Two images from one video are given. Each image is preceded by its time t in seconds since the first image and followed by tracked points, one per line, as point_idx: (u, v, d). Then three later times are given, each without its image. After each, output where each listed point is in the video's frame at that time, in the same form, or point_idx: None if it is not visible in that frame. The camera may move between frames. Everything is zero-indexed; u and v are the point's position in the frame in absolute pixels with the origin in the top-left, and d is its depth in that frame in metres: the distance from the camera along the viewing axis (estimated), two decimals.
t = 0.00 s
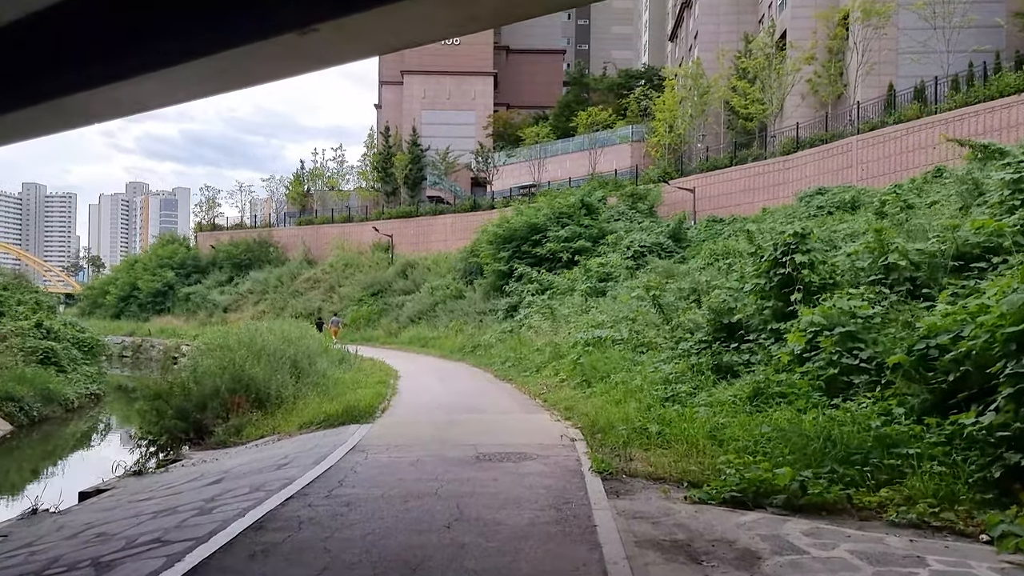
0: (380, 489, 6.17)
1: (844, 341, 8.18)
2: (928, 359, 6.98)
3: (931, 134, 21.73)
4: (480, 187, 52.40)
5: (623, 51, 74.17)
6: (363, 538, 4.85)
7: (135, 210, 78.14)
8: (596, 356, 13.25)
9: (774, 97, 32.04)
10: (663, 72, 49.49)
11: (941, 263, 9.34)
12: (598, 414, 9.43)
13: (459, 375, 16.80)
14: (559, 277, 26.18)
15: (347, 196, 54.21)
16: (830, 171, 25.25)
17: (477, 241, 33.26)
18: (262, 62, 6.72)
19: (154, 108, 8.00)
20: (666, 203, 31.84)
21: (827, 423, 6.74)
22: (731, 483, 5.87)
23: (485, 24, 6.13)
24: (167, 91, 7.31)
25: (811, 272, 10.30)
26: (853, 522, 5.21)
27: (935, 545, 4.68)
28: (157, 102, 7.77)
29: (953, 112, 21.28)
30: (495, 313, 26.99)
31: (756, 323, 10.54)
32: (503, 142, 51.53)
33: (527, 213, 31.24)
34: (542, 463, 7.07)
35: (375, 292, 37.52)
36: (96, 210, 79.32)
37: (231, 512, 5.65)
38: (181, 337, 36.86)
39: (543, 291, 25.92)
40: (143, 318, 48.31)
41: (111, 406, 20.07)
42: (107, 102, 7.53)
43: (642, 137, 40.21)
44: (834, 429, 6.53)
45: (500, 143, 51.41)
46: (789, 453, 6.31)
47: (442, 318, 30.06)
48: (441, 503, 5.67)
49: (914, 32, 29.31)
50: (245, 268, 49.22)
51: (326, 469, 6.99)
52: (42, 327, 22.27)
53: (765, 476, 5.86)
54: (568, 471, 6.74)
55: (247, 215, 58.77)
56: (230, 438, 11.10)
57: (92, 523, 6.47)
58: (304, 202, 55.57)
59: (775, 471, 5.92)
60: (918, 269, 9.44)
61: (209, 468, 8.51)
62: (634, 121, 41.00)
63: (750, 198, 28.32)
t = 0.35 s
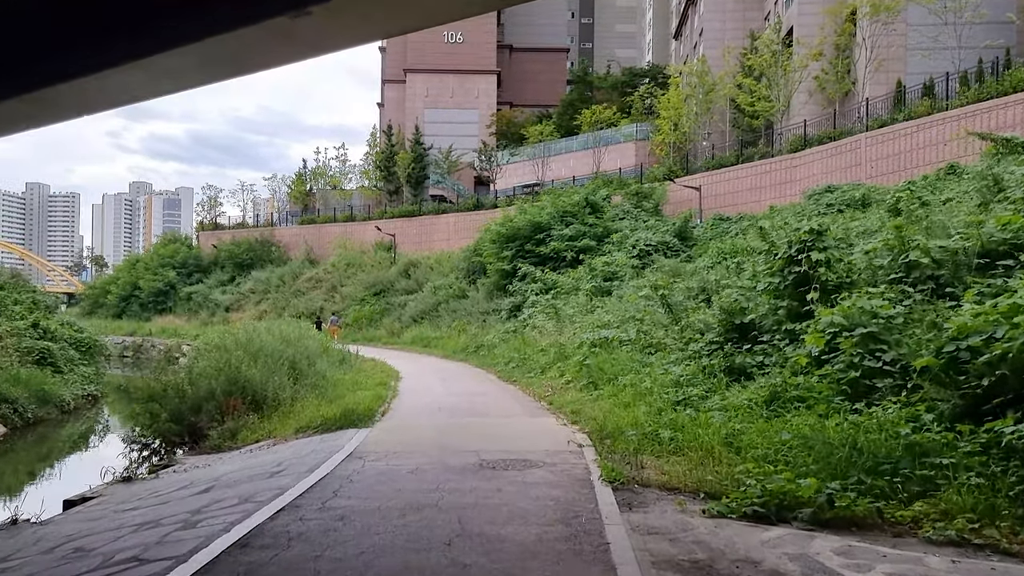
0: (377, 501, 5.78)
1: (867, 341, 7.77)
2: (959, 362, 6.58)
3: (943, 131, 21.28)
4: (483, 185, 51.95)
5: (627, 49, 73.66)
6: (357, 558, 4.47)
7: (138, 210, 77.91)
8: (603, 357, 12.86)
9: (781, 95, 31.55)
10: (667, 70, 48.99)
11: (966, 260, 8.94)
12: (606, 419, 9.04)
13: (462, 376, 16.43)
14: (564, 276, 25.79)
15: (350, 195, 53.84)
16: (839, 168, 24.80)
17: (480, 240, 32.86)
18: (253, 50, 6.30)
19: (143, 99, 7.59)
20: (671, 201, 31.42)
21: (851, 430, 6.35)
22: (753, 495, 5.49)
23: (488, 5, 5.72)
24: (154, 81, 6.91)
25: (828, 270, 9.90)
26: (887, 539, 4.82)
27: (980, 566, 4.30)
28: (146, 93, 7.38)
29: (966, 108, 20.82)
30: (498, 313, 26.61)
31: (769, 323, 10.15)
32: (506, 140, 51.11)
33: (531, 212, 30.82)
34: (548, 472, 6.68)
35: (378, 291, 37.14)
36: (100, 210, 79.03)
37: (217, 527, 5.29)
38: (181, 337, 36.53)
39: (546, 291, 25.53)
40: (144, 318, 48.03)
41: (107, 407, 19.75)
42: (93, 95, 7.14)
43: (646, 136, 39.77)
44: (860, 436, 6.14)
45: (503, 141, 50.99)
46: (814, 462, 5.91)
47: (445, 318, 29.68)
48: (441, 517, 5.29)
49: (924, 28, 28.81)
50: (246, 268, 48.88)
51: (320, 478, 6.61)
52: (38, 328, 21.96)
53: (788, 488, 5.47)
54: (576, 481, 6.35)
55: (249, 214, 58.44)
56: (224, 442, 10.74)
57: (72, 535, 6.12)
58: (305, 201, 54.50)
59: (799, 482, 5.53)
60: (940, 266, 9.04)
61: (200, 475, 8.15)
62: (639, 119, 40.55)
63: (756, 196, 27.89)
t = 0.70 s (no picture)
0: (377, 516, 5.43)
1: (892, 345, 7.37)
2: (994, 369, 6.20)
3: (955, 129, 20.89)
4: (487, 184, 51.12)
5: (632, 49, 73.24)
6: None
7: (141, 209, 77.65)
8: (610, 359, 12.51)
9: (788, 93, 31.10)
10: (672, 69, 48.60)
11: (992, 260, 8.57)
12: (615, 425, 8.69)
13: (465, 378, 16.08)
14: (567, 276, 25.45)
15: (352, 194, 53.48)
16: (847, 167, 24.42)
17: (483, 240, 32.53)
18: (247, 43, 6.01)
19: (136, 90, 7.31)
20: (677, 200, 31.04)
21: (880, 441, 5.97)
22: (779, 511, 5.12)
23: None
24: (147, 74, 6.61)
25: (846, 271, 9.52)
26: (927, 565, 4.45)
27: None
28: (139, 84, 7.08)
29: (978, 106, 20.39)
30: (501, 313, 26.27)
31: (784, 325, 9.77)
32: (509, 139, 50.72)
33: (534, 211, 30.43)
34: (557, 483, 6.33)
35: (379, 292, 36.81)
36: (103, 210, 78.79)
37: (202, 547, 4.94)
38: (182, 337, 36.25)
39: (550, 291, 25.19)
40: (145, 318, 47.79)
41: (104, 408, 19.46)
42: (83, 87, 6.85)
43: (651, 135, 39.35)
44: (889, 447, 5.76)
45: (506, 140, 50.63)
46: (842, 474, 5.54)
47: (447, 319, 29.35)
48: (443, 535, 4.94)
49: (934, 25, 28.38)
50: (248, 268, 48.57)
51: (316, 489, 6.27)
52: (34, 328, 21.67)
53: (814, 505, 5.09)
54: (587, 494, 6.00)
55: (251, 213, 58.15)
56: (219, 448, 10.41)
57: (52, 551, 5.79)
58: (308, 201, 54.18)
59: (827, 499, 5.15)
60: (966, 267, 8.66)
61: (190, 485, 7.78)
62: (644, 117, 40.14)
63: (762, 195, 27.48)
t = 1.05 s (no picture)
0: (366, 526, 5.08)
1: (911, 343, 7.02)
2: (1022, 368, 5.90)
3: (962, 124, 20.52)
4: (487, 182, 50.56)
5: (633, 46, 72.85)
6: None
7: (141, 208, 77.36)
8: (613, 358, 12.14)
9: (790, 89, 30.67)
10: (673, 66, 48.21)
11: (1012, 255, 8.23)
12: (618, 426, 8.34)
13: (464, 378, 15.73)
14: (569, 274, 25.08)
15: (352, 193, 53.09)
16: (852, 163, 24.05)
17: (483, 237, 32.17)
18: (247, 16, 5.95)
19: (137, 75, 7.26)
20: (679, 197, 30.68)
21: (901, 444, 5.63)
22: (798, 521, 4.76)
23: None
24: (147, 53, 6.57)
25: (859, 266, 9.17)
26: None
27: None
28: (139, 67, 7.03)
29: (987, 100, 20.02)
30: (502, 312, 25.90)
31: (793, 322, 9.42)
32: (510, 137, 50.34)
33: (535, 208, 30.07)
34: (559, 490, 5.97)
35: (379, 290, 36.42)
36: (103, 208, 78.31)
37: (177, 560, 4.59)
38: (179, 336, 35.84)
39: (552, 289, 24.83)
40: (144, 317, 47.43)
41: (97, 408, 19.10)
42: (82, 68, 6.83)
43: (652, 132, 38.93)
44: (913, 452, 5.41)
45: (506, 138, 50.24)
46: (864, 481, 5.18)
47: (447, 317, 28.95)
48: (436, 547, 4.59)
49: (939, 19, 27.94)
50: (247, 266, 48.14)
51: (304, 496, 5.92)
52: (27, 327, 21.32)
53: (835, 513, 4.74)
54: (591, 502, 5.64)
55: (251, 211, 57.77)
56: (209, 450, 10.04)
57: (21, 562, 5.44)
58: (309, 199, 53.40)
59: (850, 507, 4.79)
60: (984, 262, 8.32)
61: (174, 490, 7.42)
62: (645, 115, 39.72)
63: (766, 192, 27.09)
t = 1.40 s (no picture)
0: (353, 545, 4.73)
1: (932, 347, 6.64)
2: None
3: (970, 121, 20.15)
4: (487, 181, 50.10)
5: (634, 45, 72.41)
6: None
7: (141, 208, 77.08)
8: (615, 361, 11.78)
9: (791, 87, 30.26)
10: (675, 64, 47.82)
11: None
12: (623, 433, 7.98)
13: (463, 380, 15.37)
14: (570, 273, 24.71)
15: (351, 192, 52.72)
16: (856, 161, 23.66)
17: (483, 236, 31.81)
18: None
19: (124, 60, 7.06)
20: (681, 196, 30.31)
21: (926, 456, 5.27)
22: (820, 541, 4.39)
23: None
24: (134, 35, 6.37)
25: (872, 266, 8.81)
26: None
27: None
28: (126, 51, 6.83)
29: (995, 96, 19.63)
30: (502, 312, 25.53)
31: (803, 323, 9.06)
32: (510, 135, 49.96)
33: (535, 207, 29.69)
34: (561, 504, 5.61)
35: (378, 290, 36.05)
36: (103, 207, 77.84)
37: None
38: (177, 337, 35.46)
39: (553, 288, 24.45)
40: (142, 317, 47.06)
41: (89, 411, 18.73)
42: (67, 51, 6.62)
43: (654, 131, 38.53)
44: (941, 465, 5.05)
45: (507, 136, 49.86)
46: (888, 496, 4.83)
47: (446, 318, 28.60)
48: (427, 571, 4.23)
49: (945, 15, 27.53)
50: (246, 266, 47.76)
51: (290, 510, 5.56)
52: (18, 327, 20.95)
53: (861, 534, 4.37)
54: (595, 518, 5.28)
55: (250, 210, 57.39)
56: (197, 456, 9.67)
57: None
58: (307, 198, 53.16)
59: (876, 527, 4.43)
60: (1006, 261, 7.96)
61: (156, 501, 7.06)
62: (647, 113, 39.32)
63: (769, 191, 26.70)
